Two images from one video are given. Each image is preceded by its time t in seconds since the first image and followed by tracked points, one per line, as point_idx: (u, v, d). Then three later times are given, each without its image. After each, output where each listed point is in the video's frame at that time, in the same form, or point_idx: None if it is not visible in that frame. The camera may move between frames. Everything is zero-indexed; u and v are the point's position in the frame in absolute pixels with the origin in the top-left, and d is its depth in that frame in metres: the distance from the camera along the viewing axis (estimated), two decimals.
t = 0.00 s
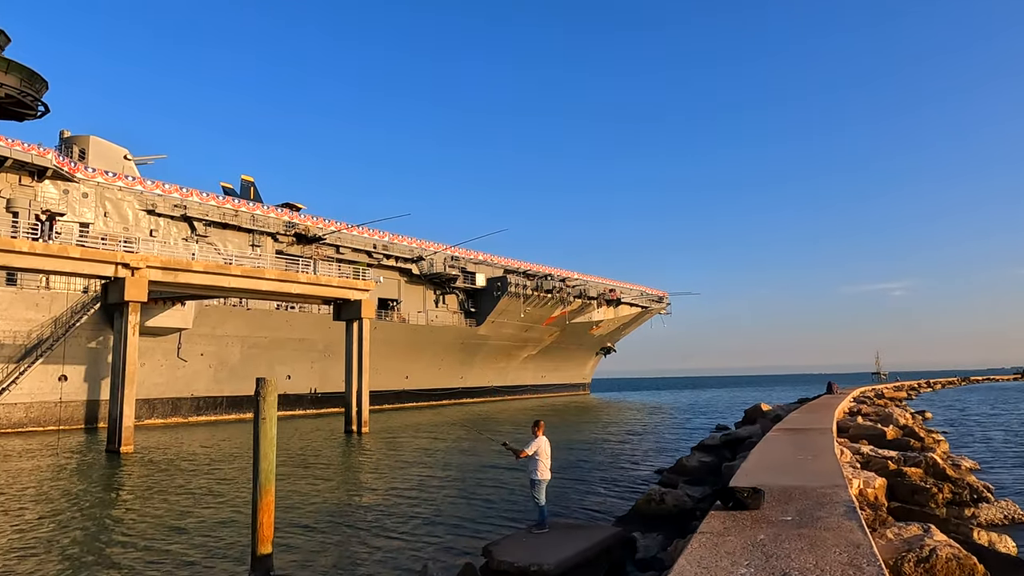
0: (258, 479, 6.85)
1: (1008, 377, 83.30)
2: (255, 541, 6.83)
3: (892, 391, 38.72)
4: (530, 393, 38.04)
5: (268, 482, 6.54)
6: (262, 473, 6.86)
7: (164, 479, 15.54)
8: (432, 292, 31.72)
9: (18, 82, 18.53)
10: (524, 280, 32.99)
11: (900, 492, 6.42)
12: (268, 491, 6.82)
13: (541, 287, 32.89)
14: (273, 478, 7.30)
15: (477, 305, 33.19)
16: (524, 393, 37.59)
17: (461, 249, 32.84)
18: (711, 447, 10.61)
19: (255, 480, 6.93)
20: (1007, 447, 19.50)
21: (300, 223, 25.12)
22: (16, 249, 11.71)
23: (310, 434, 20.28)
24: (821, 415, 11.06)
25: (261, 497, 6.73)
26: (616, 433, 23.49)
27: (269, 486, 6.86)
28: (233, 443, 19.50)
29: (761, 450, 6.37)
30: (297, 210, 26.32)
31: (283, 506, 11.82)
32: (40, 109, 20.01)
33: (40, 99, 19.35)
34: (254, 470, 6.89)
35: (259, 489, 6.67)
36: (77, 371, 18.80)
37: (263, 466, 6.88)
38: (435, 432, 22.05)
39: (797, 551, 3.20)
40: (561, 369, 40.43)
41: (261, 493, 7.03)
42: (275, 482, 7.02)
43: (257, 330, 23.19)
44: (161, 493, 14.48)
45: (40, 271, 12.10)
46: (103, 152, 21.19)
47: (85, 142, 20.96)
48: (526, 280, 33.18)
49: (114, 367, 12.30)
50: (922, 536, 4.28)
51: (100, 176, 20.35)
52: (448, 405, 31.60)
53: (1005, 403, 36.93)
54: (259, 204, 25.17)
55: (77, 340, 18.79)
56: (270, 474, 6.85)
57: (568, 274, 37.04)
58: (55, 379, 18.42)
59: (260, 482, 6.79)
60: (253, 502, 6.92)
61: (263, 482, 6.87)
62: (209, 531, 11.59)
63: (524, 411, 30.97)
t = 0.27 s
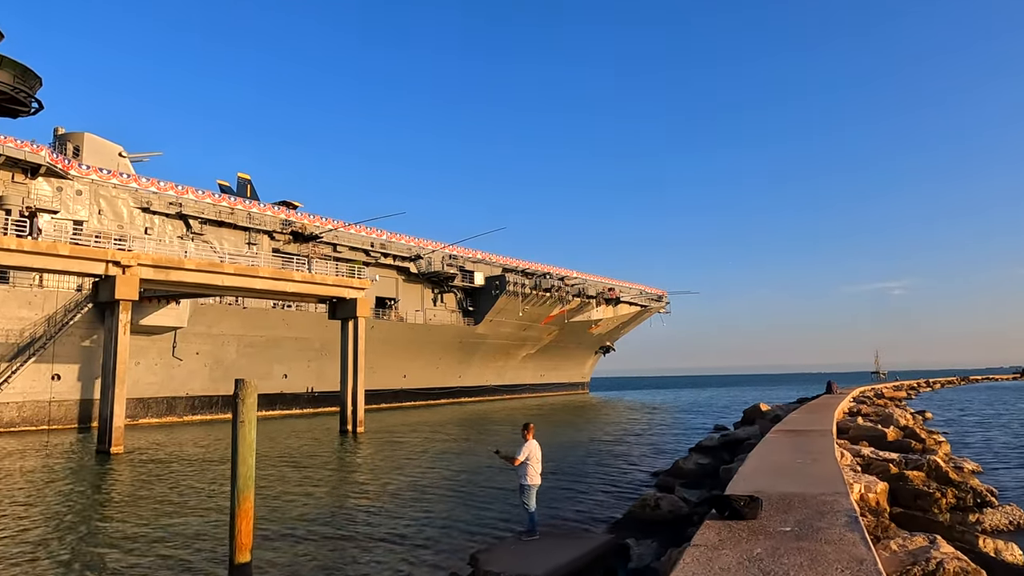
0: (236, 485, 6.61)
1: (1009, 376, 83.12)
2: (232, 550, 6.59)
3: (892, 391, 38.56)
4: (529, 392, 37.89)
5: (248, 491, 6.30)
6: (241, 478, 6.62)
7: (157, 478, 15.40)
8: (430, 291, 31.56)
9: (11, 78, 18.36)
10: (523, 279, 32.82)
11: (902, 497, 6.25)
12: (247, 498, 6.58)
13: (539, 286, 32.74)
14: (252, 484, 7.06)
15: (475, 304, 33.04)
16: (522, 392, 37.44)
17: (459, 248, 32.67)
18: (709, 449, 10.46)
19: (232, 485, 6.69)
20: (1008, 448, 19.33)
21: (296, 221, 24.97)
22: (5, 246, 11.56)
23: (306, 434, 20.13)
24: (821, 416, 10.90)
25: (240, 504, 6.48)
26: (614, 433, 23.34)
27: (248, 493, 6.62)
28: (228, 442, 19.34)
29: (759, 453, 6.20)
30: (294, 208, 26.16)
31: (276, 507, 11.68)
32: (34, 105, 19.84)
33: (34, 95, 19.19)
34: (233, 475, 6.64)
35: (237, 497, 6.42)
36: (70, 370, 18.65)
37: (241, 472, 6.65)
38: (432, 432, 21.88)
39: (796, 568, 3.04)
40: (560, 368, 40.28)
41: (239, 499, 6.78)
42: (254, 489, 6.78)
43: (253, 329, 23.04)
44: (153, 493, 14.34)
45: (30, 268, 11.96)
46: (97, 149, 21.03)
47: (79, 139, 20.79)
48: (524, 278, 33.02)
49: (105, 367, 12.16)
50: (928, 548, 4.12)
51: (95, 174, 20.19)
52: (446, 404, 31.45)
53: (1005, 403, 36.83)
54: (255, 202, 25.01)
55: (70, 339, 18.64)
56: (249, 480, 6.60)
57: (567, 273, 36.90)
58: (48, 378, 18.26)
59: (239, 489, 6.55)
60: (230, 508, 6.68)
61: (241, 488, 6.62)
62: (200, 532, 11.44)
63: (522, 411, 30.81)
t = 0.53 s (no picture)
0: (211, 486, 6.53)
1: (1006, 377, 83.13)
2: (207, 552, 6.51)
3: (889, 391, 38.50)
4: (526, 393, 37.74)
5: (224, 492, 6.23)
6: (217, 480, 6.55)
7: (148, 479, 15.22)
8: (426, 290, 31.40)
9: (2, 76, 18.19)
10: (520, 279, 32.68)
11: (903, 499, 6.12)
12: (223, 500, 6.51)
13: (536, 286, 32.60)
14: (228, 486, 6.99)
15: (472, 304, 32.88)
16: (519, 393, 37.27)
17: (455, 247, 32.52)
18: (705, 449, 10.32)
19: (208, 487, 6.60)
20: (1007, 448, 19.23)
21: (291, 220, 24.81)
22: None
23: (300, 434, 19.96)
24: (819, 416, 10.76)
25: (215, 506, 6.41)
26: (611, 433, 23.21)
27: (224, 494, 6.56)
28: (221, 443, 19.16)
29: (756, 454, 6.05)
30: (289, 208, 26.00)
31: (268, 508, 11.53)
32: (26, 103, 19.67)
33: (25, 93, 19.03)
34: (208, 477, 6.57)
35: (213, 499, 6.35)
36: (61, 370, 18.46)
37: (218, 473, 6.57)
38: (428, 432, 21.71)
39: None
40: (557, 369, 40.14)
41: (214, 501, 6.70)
42: (230, 491, 6.72)
43: (248, 329, 22.86)
44: (144, 493, 14.17)
45: (17, 266, 11.80)
46: (90, 147, 20.88)
47: (71, 137, 20.63)
48: (521, 278, 32.88)
49: (95, 366, 12.00)
50: (931, 554, 3.98)
51: (87, 172, 20.03)
52: (443, 405, 31.27)
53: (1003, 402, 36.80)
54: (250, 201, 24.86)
55: (62, 338, 18.46)
56: (225, 482, 6.54)
57: (564, 273, 36.77)
58: (39, 378, 18.07)
59: (215, 491, 6.48)
60: (206, 510, 6.58)
61: (217, 490, 6.55)
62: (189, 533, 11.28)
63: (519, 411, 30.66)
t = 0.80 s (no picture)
0: (183, 492, 6.30)
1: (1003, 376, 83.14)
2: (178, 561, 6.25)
3: (886, 390, 38.41)
4: (523, 392, 37.59)
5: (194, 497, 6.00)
6: (189, 486, 6.31)
7: (138, 479, 15.06)
8: (422, 289, 31.21)
9: None
10: (517, 278, 32.50)
11: (901, 503, 5.99)
12: (195, 507, 6.26)
13: (533, 285, 32.44)
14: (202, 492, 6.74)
15: (468, 302, 32.72)
16: (516, 392, 37.11)
17: (452, 246, 32.35)
18: (700, 451, 10.19)
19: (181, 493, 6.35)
20: (1006, 448, 19.11)
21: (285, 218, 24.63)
22: None
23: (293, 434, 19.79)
24: (816, 416, 10.62)
25: (186, 512, 6.16)
26: (607, 433, 23.07)
27: (196, 500, 6.31)
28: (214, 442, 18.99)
29: (751, 457, 5.92)
30: (283, 205, 25.83)
31: (257, 509, 11.38)
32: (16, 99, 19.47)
33: (15, 88, 18.84)
34: (180, 482, 6.34)
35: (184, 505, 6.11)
36: (51, 369, 18.26)
37: (190, 478, 6.32)
38: (423, 432, 21.55)
39: None
40: (554, 368, 39.99)
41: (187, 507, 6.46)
42: (203, 496, 6.48)
43: (241, 327, 22.68)
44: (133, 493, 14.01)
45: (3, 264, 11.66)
46: (81, 144, 20.69)
47: (62, 133, 20.46)
48: (518, 277, 32.71)
49: (81, 366, 11.85)
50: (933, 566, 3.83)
51: (78, 169, 19.86)
52: (439, 404, 31.10)
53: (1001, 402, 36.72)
54: (244, 199, 24.68)
55: (52, 337, 18.27)
56: (197, 487, 6.30)
57: (561, 272, 36.62)
58: (28, 377, 17.87)
59: (186, 497, 6.24)
60: (178, 518, 6.33)
61: (189, 496, 6.31)
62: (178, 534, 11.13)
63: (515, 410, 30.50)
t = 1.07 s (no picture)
0: (150, 493, 6.06)
1: (999, 377, 83.27)
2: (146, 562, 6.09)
3: (883, 391, 38.28)
4: (519, 392, 37.44)
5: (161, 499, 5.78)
6: (157, 486, 6.07)
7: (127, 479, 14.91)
8: (418, 289, 31.04)
9: None
10: (513, 278, 32.34)
11: (896, 503, 5.87)
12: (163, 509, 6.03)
13: (529, 285, 32.28)
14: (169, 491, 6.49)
15: (464, 302, 32.56)
16: (512, 392, 36.96)
17: (447, 245, 32.18)
18: (693, 451, 10.08)
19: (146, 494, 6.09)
20: (1003, 449, 18.97)
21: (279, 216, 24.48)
22: None
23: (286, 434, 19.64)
24: (811, 416, 10.50)
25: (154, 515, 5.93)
26: (603, 433, 22.91)
27: (164, 502, 6.09)
28: (206, 442, 18.82)
29: (743, 456, 5.80)
30: (277, 204, 25.68)
31: (244, 509, 11.27)
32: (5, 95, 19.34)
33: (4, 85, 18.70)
34: (146, 483, 6.09)
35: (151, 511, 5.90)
36: (40, 368, 18.06)
37: (157, 479, 6.08)
38: (417, 432, 21.38)
39: None
40: (551, 368, 39.83)
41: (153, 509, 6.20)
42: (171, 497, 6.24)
43: (234, 327, 22.51)
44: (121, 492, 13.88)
45: None
46: (71, 142, 20.56)
47: (52, 131, 20.32)
48: (514, 277, 32.54)
49: (67, 366, 11.77)
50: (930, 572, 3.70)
51: (67, 166, 19.73)
52: (434, 404, 30.94)
53: (999, 403, 36.57)
54: (237, 198, 24.54)
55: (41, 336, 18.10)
56: (165, 488, 6.08)
57: (558, 272, 36.47)
58: (16, 377, 17.67)
59: (154, 498, 6.00)
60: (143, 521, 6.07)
61: (157, 498, 6.08)
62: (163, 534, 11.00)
63: (510, 411, 30.36)
